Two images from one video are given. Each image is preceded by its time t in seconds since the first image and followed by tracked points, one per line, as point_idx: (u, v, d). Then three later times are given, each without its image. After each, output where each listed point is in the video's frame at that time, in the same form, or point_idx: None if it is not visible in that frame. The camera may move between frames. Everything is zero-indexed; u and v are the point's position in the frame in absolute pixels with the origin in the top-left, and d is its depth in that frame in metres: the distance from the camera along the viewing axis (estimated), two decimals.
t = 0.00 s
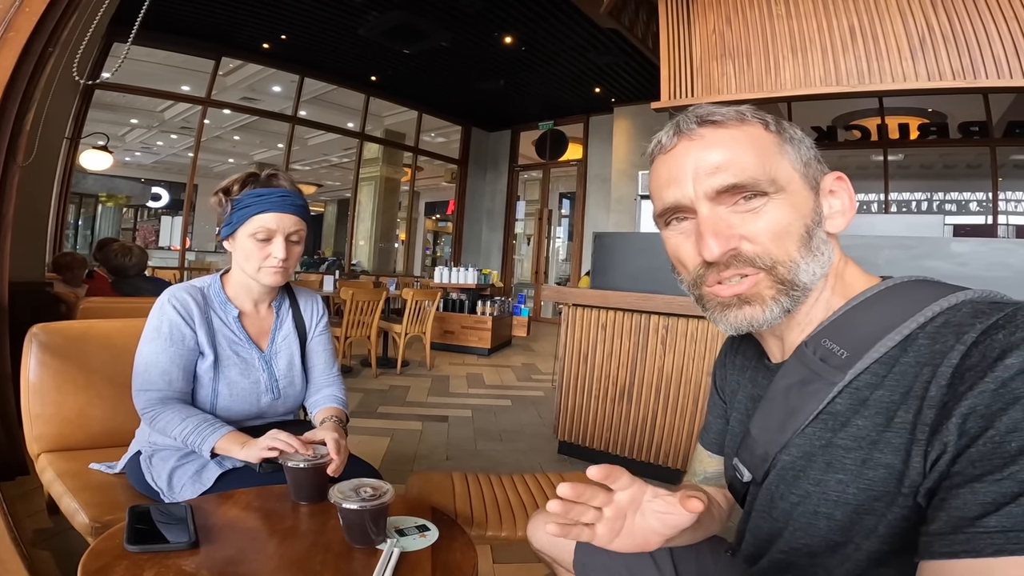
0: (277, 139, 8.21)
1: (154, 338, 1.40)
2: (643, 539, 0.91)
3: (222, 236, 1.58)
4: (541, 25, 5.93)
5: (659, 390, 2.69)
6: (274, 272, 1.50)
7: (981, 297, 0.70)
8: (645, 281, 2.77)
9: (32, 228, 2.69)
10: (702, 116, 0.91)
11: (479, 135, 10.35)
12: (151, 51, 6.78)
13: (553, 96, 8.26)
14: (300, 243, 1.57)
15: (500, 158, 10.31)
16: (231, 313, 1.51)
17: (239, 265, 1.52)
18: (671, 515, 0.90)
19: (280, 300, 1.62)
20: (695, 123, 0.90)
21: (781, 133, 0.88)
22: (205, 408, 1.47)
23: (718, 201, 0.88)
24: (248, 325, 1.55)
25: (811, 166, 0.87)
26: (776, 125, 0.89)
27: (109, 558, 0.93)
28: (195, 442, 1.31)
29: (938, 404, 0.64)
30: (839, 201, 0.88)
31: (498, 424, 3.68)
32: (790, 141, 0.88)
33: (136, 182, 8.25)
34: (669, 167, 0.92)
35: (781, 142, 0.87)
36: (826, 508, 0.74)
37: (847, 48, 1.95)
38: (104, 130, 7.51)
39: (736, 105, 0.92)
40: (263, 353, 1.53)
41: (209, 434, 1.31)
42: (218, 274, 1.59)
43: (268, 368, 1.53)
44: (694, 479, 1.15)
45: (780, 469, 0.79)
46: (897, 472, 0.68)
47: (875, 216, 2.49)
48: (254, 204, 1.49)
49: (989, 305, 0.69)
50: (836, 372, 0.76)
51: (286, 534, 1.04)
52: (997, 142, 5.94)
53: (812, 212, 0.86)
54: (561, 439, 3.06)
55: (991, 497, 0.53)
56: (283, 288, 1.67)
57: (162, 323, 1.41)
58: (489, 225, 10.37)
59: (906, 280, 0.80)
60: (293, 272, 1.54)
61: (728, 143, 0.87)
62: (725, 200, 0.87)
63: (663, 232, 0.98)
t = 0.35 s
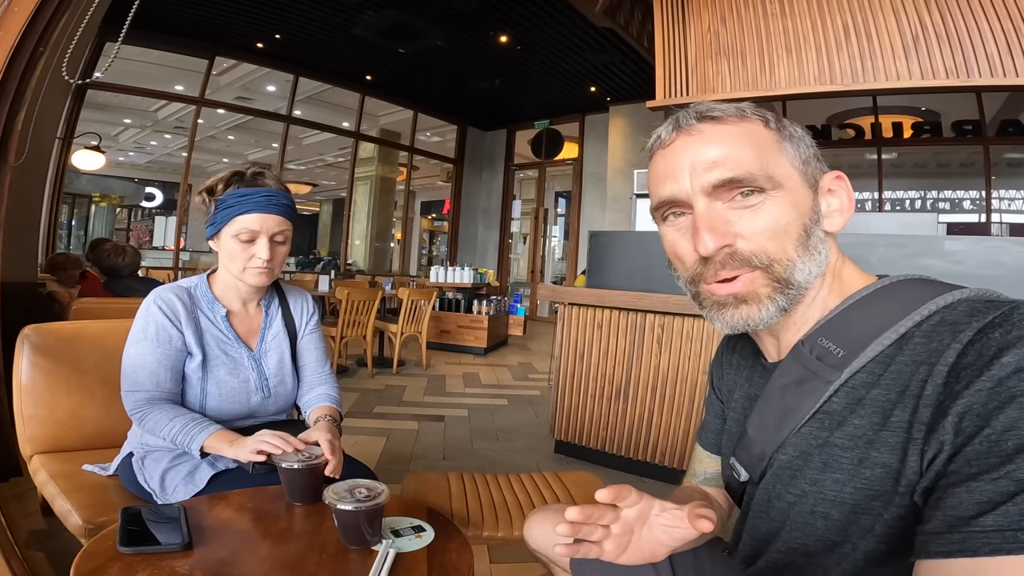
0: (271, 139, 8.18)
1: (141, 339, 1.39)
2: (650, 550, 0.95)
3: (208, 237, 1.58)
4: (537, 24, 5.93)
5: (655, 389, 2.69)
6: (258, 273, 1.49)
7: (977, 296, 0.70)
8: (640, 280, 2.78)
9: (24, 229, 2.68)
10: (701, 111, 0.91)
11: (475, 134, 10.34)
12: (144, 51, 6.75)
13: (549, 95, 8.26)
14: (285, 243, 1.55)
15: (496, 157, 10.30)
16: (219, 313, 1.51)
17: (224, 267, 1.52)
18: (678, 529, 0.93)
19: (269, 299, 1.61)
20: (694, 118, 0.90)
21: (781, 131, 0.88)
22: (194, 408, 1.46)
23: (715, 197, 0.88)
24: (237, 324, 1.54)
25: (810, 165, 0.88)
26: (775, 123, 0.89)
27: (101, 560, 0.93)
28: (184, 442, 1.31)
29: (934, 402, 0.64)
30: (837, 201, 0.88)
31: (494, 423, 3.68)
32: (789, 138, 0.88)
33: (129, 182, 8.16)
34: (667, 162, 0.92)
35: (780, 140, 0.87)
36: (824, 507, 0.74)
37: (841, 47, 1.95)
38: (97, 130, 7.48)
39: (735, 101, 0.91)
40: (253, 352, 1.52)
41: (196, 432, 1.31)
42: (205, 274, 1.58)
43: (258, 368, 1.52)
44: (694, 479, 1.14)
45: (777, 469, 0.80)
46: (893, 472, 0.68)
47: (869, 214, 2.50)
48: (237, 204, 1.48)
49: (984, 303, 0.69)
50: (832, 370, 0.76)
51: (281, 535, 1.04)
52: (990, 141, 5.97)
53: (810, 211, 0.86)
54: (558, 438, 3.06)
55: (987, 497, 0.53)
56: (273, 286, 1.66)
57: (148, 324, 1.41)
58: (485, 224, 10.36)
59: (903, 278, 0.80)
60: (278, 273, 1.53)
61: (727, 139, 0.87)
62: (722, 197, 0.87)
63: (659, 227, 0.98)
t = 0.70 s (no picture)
0: (267, 138, 8.16)
1: (127, 339, 1.39)
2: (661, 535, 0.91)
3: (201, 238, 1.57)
4: (533, 23, 5.93)
5: (653, 386, 2.70)
6: (252, 272, 1.48)
7: (982, 291, 0.70)
8: (638, 278, 2.78)
9: (19, 230, 2.67)
10: (714, 104, 0.91)
11: (472, 133, 10.34)
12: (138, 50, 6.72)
13: (546, 94, 8.26)
14: (279, 242, 1.55)
15: (492, 156, 10.29)
16: (212, 312, 1.50)
17: (218, 267, 1.52)
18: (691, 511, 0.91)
19: (264, 298, 1.61)
20: (707, 110, 0.90)
21: (794, 125, 0.88)
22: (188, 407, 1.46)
23: (721, 187, 0.88)
24: (230, 323, 1.54)
25: (821, 160, 0.87)
26: (789, 117, 0.89)
27: (97, 561, 0.92)
28: (167, 435, 1.32)
29: (937, 397, 0.64)
30: (849, 196, 0.88)
31: (492, 422, 3.67)
32: (802, 133, 0.88)
33: (125, 182, 7.99)
34: (677, 152, 0.93)
35: (791, 134, 0.87)
36: (825, 503, 0.74)
37: (837, 44, 1.96)
38: (92, 130, 7.44)
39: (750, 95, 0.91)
40: (247, 351, 1.52)
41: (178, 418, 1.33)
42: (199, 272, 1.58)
43: (252, 367, 1.52)
44: (691, 474, 1.14)
45: (779, 464, 0.80)
46: (895, 467, 0.68)
47: (866, 212, 2.51)
48: (230, 203, 1.47)
49: (988, 299, 0.69)
50: (834, 365, 0.76)
51: (278, 536, 1.04)
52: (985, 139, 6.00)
53: (817, 205, 0.86)
54: (556, 437, 3.07)
55: (991, 493, 0.53)
56: (268, 285, 1.65)
57: (135, 324, 1.40)
58: (482, 223, 10.35)
59: (907, 274, 0.80)
60: (272, 272, 1.53)
61: (737, 131, 0.87)
62: (728, 187, 0.88)
63: (666, 216, 0.99)
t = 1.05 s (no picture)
0: (263, 137, 8.14)
1: (122, 337, 1.39)
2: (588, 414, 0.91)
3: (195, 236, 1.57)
4: (529, 21, 5.92)
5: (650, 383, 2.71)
6: (247, 272, 1.48)
7: (1007, 286, 0.69)
8: (635, 275, 2.78)
9: (14, 230, 2.66)
10: (647, 141, 0.99)
11: (469, 132, 10.32)
12: (133, 49, 6.69)
13: (543, 91, 8.26)
14: (274, 242, 1.55)
15: (489, 154, 10.27)
16: (207, 310, 1.50)
17: (212, 264, 1.51)
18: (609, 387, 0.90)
19: (259, 296, 1.61)
20: (641, 145, 1.00)
21: (712, 129, 0.91)
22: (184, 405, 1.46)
23: (657, 204, 0.92)
24: (226, 321, 1.54)
25: (748, 151, 0.87)
26: (712, 125, 0.92)
27: (93, 560, 0.93)
28: (166, 429, 1.31)
29: (963, 395, 0.64)
30: (794, 175, 0.85)
31: (489, 420, 3.68)
32: (724, 134, 0.90)
33: (119, 181, 8.13)
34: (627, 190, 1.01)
35: (712, 138, 0.90)
36: (841, 501, 0.73)
37: (833, 42, 1.96)
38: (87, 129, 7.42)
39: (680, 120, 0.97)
40: (243, 349, 1.52)
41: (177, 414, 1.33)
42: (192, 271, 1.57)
43: (248, 365, 1.52)
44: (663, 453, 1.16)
45: (791, 461, 0.78)
46: (918, 466, 0.68)
47: (861, 209, 2.51)
48: (225, 203, 1.47)
49: (1015, 295, 0.67)
50: (852, 360, 0.74)
51: (277, 535, 1.04)
52: (980, 136, 6.02)
53: (749, 193, 0.85)
54: (553, 434, 3.08)
55: (1018, 492, 0.54)
56: (262, 284, 1.66)
57: (131, 322, 1.40)
58: (479, 221, 10.34)
59: (924, 269, 0.78)
60: (267, 272, 1.53)
61: (659, 155, 0.94)
62: (663, 201, 0.92)
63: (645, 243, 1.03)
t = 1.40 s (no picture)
0: (260, 135, 8.11)
1: (130, 332, 1.37)
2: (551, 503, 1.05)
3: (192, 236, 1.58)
4: (527, 19, 5.91)
5: (648, 381, 2.71)
6: (247, 269, 1.48)
7: (983, 282, 0.69)
8: (633, 272, 2.78)
9: (9, 230, 2.65)
10: (656, 125, 0.99)
11: (467, 130, 10.31)
12: (128, 48, 6.66)
13: (540, 89, 8.25)
14: (273, 238, 1.55)
15: (487, 152, 10.25)
16: (209, 309, 1.50)
17: (210, 263, 1.51)
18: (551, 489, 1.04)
19: (259, 295, 1.61)
20: (649, 131, 1.00)
21: (724, 121, 0.89)
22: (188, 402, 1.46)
23: (654, 193, 0.95)
24: (228, 320, 1.54)
25: (752, 148, 0.86)
26: (722, 115, 0.90)
27: (91, 559, 0.93)
28: (172, 433, 1.27)
29: (939, 389, 0.63)
30: (797, 178, 0.84)
31: (488, 418, 3.69)
32: (731, 127, 0.88)
33: (116, 179, 8.10)
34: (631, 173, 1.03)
35: (717, 131, 0.89)
36: (826, 498, 0.73)
37: (830, 40, 1.96)
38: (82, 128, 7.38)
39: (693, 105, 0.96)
40: (245, 348, 1.52)
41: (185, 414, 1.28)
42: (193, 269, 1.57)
43: (250, 363, 1.52)
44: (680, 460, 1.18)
45: (779, 458, 0.78)
46: (898, 462, 0.67)
47: (859, 206, 2.52)
48: (219, 201, 1.47)
49: (989, 289, 0.67)
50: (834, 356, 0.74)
51: (275, 533, 1.04)
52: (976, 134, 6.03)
53: (743, 194, 0.85)
54: (552, 432, 3.09)
55: (995, 488, 0.53)
56: (262, 283, 1.65)
57: (136, 318, 1.39)
58: (477, 219, 10.33)
59: (904, 265, 0.78)
60: (268, 268, 1.52)
61: (663, 143, 0.95)
62: (659, 192, 0.94)
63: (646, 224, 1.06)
